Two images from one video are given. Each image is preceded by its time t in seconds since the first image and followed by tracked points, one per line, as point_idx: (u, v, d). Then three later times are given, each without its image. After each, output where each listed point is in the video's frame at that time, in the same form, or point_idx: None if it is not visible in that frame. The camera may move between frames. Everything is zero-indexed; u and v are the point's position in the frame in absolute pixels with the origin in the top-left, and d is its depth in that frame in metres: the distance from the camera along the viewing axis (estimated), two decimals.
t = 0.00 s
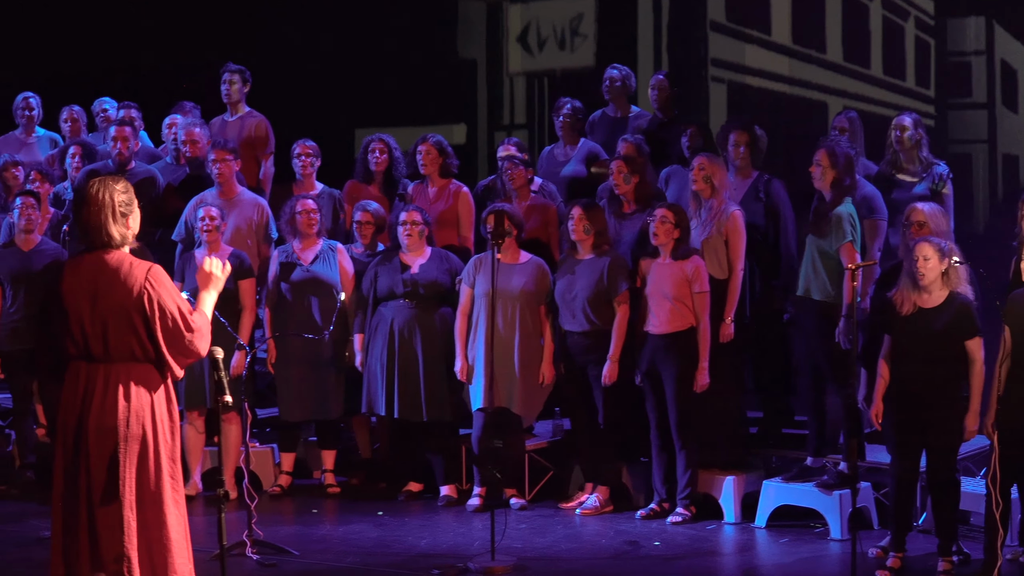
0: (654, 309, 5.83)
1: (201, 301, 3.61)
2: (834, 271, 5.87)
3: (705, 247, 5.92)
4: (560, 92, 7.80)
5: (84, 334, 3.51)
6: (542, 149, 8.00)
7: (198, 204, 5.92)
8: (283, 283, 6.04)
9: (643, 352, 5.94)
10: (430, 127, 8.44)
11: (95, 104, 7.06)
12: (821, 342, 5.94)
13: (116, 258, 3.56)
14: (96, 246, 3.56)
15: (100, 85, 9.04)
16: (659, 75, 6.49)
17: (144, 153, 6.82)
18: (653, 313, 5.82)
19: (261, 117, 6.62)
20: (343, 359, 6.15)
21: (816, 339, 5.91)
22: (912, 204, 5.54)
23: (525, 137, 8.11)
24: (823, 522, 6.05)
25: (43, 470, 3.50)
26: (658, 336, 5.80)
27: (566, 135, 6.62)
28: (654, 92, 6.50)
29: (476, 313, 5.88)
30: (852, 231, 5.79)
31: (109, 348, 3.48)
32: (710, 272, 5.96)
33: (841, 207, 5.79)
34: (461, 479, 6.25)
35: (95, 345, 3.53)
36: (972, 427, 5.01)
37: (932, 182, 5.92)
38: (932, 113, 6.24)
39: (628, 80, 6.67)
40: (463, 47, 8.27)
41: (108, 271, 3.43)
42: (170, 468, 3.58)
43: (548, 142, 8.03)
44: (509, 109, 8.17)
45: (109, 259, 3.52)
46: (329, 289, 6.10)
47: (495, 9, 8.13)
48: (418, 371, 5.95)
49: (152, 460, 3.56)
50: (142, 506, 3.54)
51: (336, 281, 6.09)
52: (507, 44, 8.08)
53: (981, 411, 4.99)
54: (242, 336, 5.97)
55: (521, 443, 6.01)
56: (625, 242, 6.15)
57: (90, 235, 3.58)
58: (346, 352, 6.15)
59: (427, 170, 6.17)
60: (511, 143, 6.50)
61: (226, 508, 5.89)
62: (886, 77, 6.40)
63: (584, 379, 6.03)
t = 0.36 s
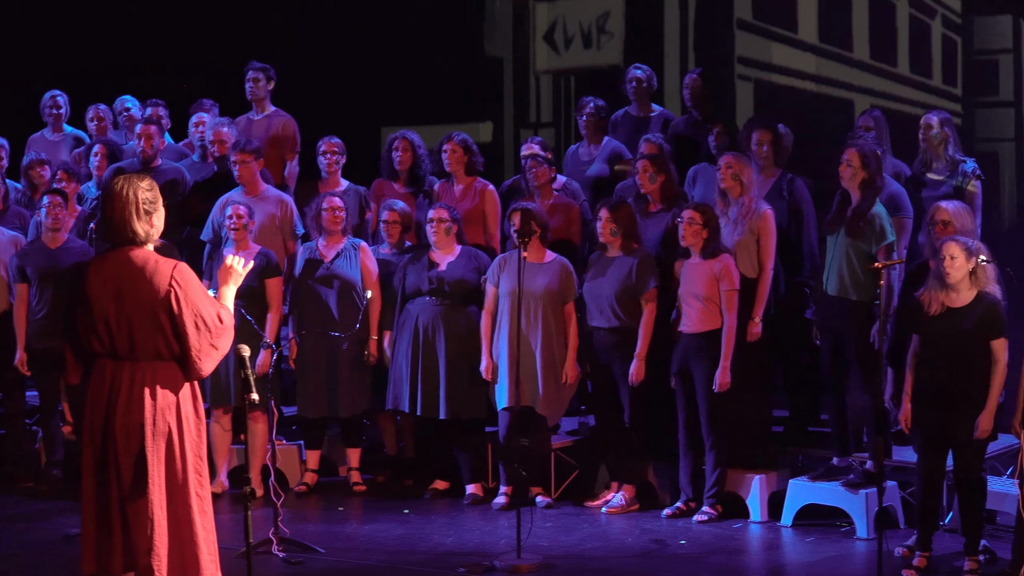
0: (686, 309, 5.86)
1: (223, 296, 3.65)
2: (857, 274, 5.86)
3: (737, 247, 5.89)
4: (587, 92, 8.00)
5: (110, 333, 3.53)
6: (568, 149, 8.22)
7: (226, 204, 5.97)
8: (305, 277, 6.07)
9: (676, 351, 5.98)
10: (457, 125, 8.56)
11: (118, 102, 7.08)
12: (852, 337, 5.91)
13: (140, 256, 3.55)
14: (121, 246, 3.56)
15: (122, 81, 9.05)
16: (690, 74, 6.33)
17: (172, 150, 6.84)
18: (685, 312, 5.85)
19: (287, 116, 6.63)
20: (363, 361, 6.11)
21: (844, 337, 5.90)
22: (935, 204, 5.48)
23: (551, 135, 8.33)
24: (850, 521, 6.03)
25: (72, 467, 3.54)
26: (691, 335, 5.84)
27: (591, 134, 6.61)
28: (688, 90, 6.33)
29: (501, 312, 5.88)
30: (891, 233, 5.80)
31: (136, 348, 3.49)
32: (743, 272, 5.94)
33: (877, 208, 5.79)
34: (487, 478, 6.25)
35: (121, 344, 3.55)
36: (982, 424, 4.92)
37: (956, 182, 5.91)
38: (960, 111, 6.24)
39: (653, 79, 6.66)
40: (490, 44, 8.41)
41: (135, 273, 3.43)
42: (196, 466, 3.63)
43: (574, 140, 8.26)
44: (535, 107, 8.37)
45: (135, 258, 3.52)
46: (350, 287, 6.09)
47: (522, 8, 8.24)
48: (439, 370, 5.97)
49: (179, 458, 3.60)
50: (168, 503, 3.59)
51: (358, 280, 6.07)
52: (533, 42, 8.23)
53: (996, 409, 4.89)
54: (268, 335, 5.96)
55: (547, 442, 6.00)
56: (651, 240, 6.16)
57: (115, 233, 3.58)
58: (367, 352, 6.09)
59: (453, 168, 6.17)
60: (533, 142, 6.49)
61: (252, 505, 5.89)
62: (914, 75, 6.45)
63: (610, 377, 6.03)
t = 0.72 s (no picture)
0: (715, 308, 5.86)
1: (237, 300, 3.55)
2: (887, 270, 5.82)
3: (771, 247, 5.92)
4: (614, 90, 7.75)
5: (123, 335, 3.49)
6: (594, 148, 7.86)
7: (253, 201, 5.97)
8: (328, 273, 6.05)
9: (703, 349, 5.98)
10: (483, 123, 8.32)
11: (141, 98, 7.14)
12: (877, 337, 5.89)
13: (157, 256, 3.51)
14: (139, 244, 3.51)
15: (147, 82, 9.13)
16: (721, 73, 6.44)
17: (199, 148, 6.86)
18: (713, 311, 5.86)
19: (316, 114, 6.66)
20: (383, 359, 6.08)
21: (871, 335, 5.88)
22: (962, 203, 5.45)
23: (578, 133, 7.99)
24: (876, 521, 6.01)
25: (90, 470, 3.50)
26: (719, 335, 5.83)
27: (615, 133, 6.62)
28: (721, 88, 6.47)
29: (526, 311, 5.85)
30: (922, 233, 5.80)
31: (148, 349, 3.45)
32: (778, 272, 5.96)
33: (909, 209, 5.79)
34: (513, 476, 6.26)
35: (134, 345, 3.51)
36: (1008, 425, 4.81)
37: (981, 181, 5.94)
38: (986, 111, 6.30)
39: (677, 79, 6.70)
40: (517, 42, 8.18)
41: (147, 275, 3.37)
42: (216, 466, 3.57)
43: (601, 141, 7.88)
44: (562, 105, 8.04)
45: (149, 258, 3.46)
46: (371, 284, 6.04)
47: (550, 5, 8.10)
48: (471, 368, 5.97)
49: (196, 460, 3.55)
50: (189, 505, 3.54)
51: (378, 278, 6.02)
52: (561, 40, 8.05)
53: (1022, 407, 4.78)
54: (295, 333, 5.96)
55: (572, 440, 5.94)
56: (677, 240, 6.17)
57: (135, 231, 3.53)
58: (388, 350, 6.05)
59: (480, 166, 6.18)
60: (561, 141, 6.40)
61: (278, 503, 5.91)
62: (941, 74, 6.52)
63: (637, 376, 6.03)
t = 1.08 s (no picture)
0: (740, 307, 5.84)
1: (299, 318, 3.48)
2: (915, 264, 5.80)
3: (801, 245, 5.92)
4: (638, 89, 7.89)
5: (133, 332, 3.46)
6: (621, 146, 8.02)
7: (280, 198, 5.95)
8: (353, 272, 6.04)
9: (727, 348, 5.96)
10: (510, 123, 8.46)
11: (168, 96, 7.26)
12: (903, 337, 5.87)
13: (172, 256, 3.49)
14: (156, 243, 3.49)
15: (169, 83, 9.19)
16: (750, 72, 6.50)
17: (226, 145, 6.97)
18: (738, 310, 5.84)
19: (342, 112, 6.73)
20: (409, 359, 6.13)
21: (899, 335, 5.86)
22: (992, 202, 5.45)
23: (605, 133, 8.18)
24: (903, 521, 5.97)
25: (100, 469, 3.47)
26: (743, 334, 5.82)
27: (641, 132, 6.64)
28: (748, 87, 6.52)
29: (554, 310, 5.86)
30: (949, 231, 5.74)
31: (155, 347, 3.42)
32: (805, 271, 5.95)
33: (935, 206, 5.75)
34: (540, 475, 6.25)
35: (145, 343, 3.48)
36: None
37: (1008, 180, 5.92)
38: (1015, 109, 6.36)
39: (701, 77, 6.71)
40: (544, 41, 8.30)
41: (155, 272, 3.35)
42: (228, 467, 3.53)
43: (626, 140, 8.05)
44: (589, 105, 8.23)
45: (162, 257, 3.45)
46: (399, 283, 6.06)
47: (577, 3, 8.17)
48: (504, 365, 5.97)
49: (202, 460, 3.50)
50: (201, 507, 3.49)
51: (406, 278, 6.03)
52: (588, 39, 8.16)
53: None
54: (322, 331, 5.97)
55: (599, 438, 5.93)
56: (704, 239, 6.16)
57: (153, 229, 3.51)
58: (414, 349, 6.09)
59: (507, 165, 6.20)
60: (592, 138, 6.53)
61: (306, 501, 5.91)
62: (969, 74, 6.55)
63: (665, 376, 6.03)
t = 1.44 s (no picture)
0: (763, 305, 5.80)
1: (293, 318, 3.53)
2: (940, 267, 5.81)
3: (828, 245, 5.91)
4: (668, 88, 8.09)
5: (166, 329, 3.50)
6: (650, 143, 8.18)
7: (309, 196, 5.94)
8: (386, 271, 6.05)
9: (750, 347, 5.91)
10: (539, 121, 8.58)
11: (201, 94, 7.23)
12: (930, 336, 5.86)
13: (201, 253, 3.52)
14: (184, 240, 3.52)
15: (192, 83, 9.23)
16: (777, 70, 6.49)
17: (256, 145, 7.01)
18: (762, 308, 5.79)
19: (369, 110, 6.79)
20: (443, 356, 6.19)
21: (928, 335, 5.84)
22: None
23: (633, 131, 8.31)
24: (931, 520, 5.95)
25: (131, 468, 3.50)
26: (766, 331, 5.78)
27: (670, 130, 6.65)
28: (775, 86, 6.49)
29: (583, 310, 5.87)
30: (971, 227, 5.70)
31: (188, 343, 3.45)
32: (834, 270, 5.95)
33: (958, 203, 5.70)
34: (568, 473, 6.26)
35: (177, 340, 3.52)
36: None
37: None
38: None
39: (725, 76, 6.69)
40: (571, 39, 8.48)
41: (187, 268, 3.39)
42: (259, 467, 3.55)
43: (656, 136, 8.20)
44: (617, 102, 8.35)
45: (192, 254, 3.48)
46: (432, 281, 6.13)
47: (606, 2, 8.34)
48: (533, 365, 5.98)
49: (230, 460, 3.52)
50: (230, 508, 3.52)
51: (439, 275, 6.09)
52: (615, 37, 8.30)
53: None
54: (351, 329, 5.99)
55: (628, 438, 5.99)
56: (729, 238, 6.13)
57: (181, 226, 3.54)
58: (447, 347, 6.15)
59: (536, 163, 6.22)
60: (623, 137, 6.56)
61: (334, 499, 5.92)
62: (997, 72, 6.52)
63: (692, 374, 6.02)
